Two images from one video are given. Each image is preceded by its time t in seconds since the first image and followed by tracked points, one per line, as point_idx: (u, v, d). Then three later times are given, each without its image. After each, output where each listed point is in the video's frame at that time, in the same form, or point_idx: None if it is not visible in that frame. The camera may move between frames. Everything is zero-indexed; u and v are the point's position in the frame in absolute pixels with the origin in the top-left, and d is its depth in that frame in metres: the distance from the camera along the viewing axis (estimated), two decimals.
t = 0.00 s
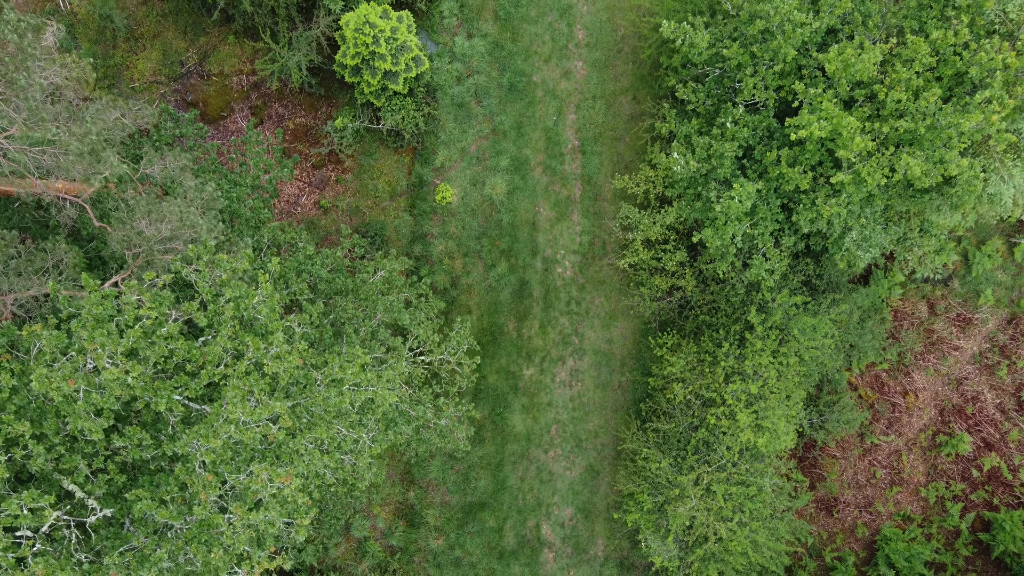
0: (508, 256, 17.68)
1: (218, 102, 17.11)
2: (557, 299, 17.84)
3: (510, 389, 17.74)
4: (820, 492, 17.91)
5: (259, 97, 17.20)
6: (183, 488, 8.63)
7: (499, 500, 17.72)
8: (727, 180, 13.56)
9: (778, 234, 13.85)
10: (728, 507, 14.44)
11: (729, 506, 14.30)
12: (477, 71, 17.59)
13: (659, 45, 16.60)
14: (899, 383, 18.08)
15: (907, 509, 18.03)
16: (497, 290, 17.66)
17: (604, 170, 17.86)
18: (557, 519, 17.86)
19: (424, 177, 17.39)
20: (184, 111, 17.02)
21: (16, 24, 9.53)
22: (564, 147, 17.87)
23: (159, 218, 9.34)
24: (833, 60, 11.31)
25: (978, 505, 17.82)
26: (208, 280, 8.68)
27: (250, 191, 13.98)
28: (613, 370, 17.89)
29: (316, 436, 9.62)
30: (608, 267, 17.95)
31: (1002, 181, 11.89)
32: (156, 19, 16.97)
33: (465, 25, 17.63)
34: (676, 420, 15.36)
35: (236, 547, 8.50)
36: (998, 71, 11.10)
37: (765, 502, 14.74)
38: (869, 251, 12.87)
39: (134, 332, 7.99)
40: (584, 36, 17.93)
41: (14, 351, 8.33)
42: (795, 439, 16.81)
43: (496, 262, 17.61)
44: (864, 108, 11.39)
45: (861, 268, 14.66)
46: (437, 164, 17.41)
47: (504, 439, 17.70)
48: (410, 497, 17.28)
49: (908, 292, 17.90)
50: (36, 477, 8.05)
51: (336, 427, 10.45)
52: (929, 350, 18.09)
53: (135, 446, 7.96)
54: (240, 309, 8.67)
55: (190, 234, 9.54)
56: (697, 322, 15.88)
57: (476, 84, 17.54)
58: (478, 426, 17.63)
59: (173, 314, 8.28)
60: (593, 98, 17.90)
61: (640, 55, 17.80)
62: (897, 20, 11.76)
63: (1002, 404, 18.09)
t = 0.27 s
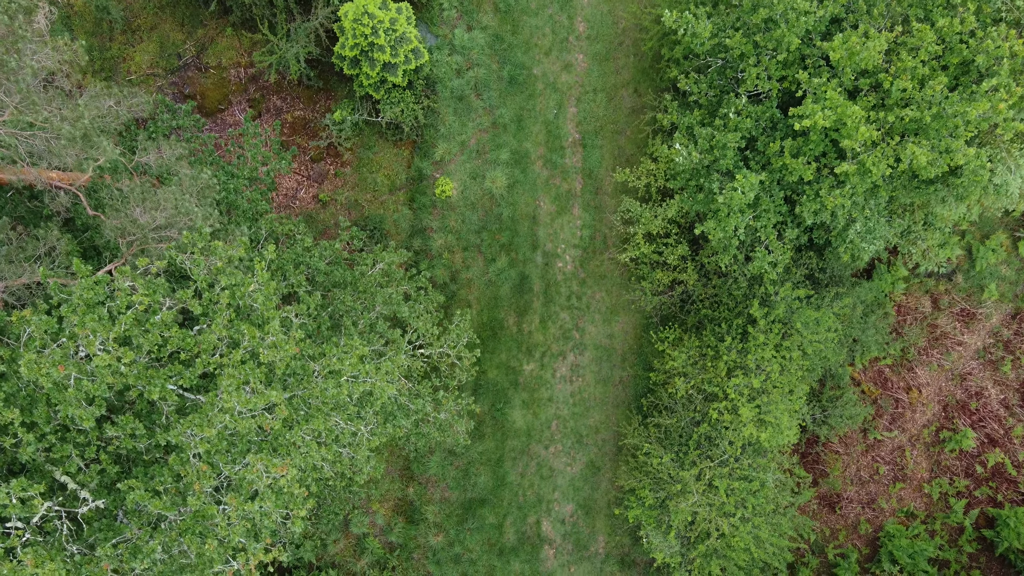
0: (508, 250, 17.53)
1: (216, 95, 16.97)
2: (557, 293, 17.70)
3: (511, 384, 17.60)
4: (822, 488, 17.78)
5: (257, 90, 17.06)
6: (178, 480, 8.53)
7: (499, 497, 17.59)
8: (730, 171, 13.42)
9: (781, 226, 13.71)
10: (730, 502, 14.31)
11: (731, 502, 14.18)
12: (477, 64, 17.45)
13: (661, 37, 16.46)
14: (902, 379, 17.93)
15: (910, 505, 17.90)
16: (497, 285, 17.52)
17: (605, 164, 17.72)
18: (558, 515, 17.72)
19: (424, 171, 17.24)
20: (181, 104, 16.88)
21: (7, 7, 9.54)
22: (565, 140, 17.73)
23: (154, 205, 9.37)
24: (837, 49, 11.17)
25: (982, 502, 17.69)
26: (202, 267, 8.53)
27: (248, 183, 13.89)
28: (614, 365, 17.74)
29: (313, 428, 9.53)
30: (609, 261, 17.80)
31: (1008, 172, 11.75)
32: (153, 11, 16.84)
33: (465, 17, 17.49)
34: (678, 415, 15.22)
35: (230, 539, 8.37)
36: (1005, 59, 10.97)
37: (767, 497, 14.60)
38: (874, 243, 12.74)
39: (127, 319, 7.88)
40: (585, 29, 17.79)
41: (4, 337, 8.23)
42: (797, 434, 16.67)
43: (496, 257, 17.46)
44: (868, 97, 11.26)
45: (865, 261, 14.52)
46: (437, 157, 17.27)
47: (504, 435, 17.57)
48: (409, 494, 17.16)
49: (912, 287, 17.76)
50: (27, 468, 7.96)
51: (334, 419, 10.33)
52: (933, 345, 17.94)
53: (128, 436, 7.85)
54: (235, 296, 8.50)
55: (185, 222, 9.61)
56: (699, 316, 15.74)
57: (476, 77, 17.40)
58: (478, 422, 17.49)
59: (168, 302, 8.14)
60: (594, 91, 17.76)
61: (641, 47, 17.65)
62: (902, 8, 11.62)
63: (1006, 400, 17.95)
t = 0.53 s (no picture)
0: (508, 244, 17.39)
1: (214, 88, 16.81)
2: (558, 288, 17.55)
3: (510, 379, 17.46)
4: (825, 484, 17.67)
5: (254, 83, 16.90)
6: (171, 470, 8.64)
7: (499, 493, 17.46)
8: (733, 163, 13.28)
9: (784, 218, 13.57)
10: (733, 497, 14.18)
11: (733, 497, 14.05)
12: (477, 56, 17.31)
13: (662, 29, 16.32)
14: (905, 374, 17.79)
15: (913, 501, 17.75)
16: (497, 279, 17.38)
17: (606, 157, 17.57)
18: (558, 511, 17.59)
19: (423, 164, 17.11)
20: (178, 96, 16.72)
21: None
22: (565, 133, 17.58)
23: (148, 193, 9.76)
24: (841, 36, 11.02)
25: (986, 498, 17.53)
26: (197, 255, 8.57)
27: (245, 175, 13.81)
28: (615, 360, 17.59)
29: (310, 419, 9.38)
30: (610, 255, 17.65)
31: (1016, 161, 11.60)
32: (150, 3, 16.70)
33: (465, 9, 17.35)
34: (679, 409, 15.08)
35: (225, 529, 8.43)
36: (1012, 47, 10.83)
37: (770, 492, 14.46)
38: (878, 235, 12.60)
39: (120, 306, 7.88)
40: (585, 21, 17.65)
41: None
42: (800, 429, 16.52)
43: (496, 251, 17.32)
44: (873, 86, 11.11)
45: (869, 254, 14.37)
46: (437, 150, 17.13)
47: (504, 431, 17.44)
48: (408, 490, 17.05)
49: (915, 281, 17.62)
50: (18, 457, 7.94)
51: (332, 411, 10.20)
52: (936, 340, 17.80)
53: (120, 425, 7.94)
54: (231, 285, 8.56)
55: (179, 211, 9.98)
56: (701, 310, 15.60)
57: (476, 69, 17.26)
58: (478, 417, 17.36)
59: (162, 289, 8.09)
60: (595, 83, 17.61)
61: (643, 40, 17.51)
62: None
63: (1010, 395, 17.80)
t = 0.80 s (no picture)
0: (509, 237, 17.26)
1: (211, 80, 16.66)
2: (558, 282, 17.42)
3: (511, 374, 17.33)
4: (827, 480, 17.55)
5: (253, 75, 16.75)
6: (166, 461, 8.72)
7: (499, 488, 17.33)
8: (735, 153, 13.15)
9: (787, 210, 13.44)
10: (735, 492, 14.05)
11: (735, 491, 13.92)
12: (477, 48, 17.18)
13: (664, 21, 16.18)
14: (908, 368, 17.66)
15: (917, 497, 17.62)
16: (497, 273, 17.24)
17: (607, 150, 17.44)
18: (559, 507, 17.46)
19: (423, 157, 16.98)
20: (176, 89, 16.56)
21: None
22: (566, 126, 17.45)
23: (143, 179, 9.90)
24: (846, 24, 10.89)
25: (990, 494, 17.39)
26: (193, 241, 8.55)
27: (243, 166, 13.73)
28: (616, 354, 17.46)
29: (308, 410, 9.28)
30: (610, 249, 17.52)
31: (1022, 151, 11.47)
32: None
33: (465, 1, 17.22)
34: (681, 403, 14.95)
35: (220, 518, 8.45)
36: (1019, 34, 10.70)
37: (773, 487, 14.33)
38: (882, 226, 12.48)
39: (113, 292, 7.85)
40: (586, 13, 17.52)
41: None
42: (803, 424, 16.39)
43: (496, 245, 17.19)
44: (878, 74, 10.98)
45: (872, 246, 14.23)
46: (436, 143, 17.00)
47: (504, 426, 17.32)
48: (407, 485, 16.93)
49: (918, 275, 17.49)
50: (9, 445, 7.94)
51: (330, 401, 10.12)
52: (940, 334, 17.67)
53: (113, 412, 7.94)
54: (227, 271, 8.46)
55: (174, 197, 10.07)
56: (703, 304, 15.46)
57: (476, 62, 17.12)
58: (478, 413, 17.24)
59: (155, 274, 8.06)
60: (595, 76, 17.48)
61: (644, 32, 17.38)
62: None
63: (1014, 390, 17.65)
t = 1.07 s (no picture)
0: (509, 231, 17.13)
1: (209, 72, 16.51)
2: (558, 276, 17.29)
3: (511, 369, 17.20)
4: (830, 475, 17.43)
5: (251, 67, 16.61)
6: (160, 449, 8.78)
7: (499, 484, 17.21)
8: (737, 144, 13.03)
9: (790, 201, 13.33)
10: (737, 486, 13.93)
11: (737, 485, 13.80)
12: (477, 40, 17.05)
13: (665, 12, 16.06)
14: (911, 363, 17.53)
15: (920, 493, 17.50)
16: (497, 267, 17.11)
17: (608, 143, 17.32)
18: (559, 502, 17.34)
19: (422, 150, 16.85)
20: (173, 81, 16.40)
21: None
22: (566, 119, 17.33)
23: (137, 165, 10.04)
24: (850, 11, 10.77)
25: (993, 489, 17.26)
26: (188, 227, 8.62)
27: (240, 157, 13.66)
28: (616, 349, 17.34)
29: (305, 399, 9.22)
30: (611, 243, 17.39)
31: None
32: None
33: None
34: (683, 398, 14.82)
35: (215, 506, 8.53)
36: None
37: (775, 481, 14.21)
38: (885, 217, 12.36)
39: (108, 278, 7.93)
40: (587, 6, 17.40)
41: None
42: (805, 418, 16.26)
43: (496, 238, 17.06)
44: (883, 62, 10.87)
45: (876, 238, 14.11)
46: (436, 136, 16.88)
47: (504, 421, 17.19)
48: (407, 481, 16.82)
49: (921, 270, 17.36)
50: None
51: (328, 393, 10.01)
52: (943, 329, 17.54)
53: (106, 398, 7.92)
54: (223, 257, 8.47)
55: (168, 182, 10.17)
56: (704, 297, 15.33)
57: (476, 54, 17.00)
58: (477, 407, 17.11)
59: (149, 260, 8.17)
60: (596, 69, 17.35)
61: (645, 24, 17.25)
62: None
63: (1018, 385, 17.52)
